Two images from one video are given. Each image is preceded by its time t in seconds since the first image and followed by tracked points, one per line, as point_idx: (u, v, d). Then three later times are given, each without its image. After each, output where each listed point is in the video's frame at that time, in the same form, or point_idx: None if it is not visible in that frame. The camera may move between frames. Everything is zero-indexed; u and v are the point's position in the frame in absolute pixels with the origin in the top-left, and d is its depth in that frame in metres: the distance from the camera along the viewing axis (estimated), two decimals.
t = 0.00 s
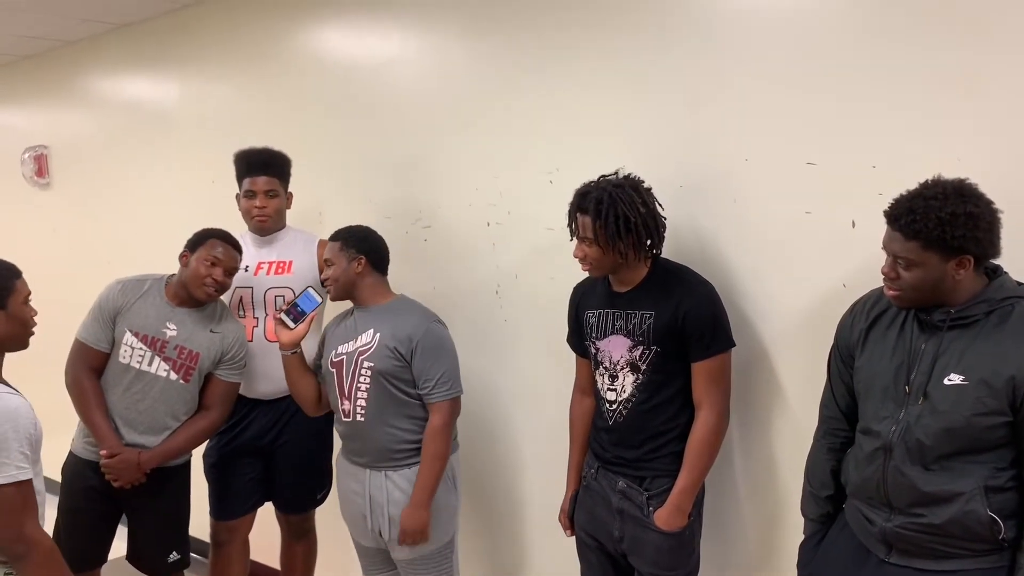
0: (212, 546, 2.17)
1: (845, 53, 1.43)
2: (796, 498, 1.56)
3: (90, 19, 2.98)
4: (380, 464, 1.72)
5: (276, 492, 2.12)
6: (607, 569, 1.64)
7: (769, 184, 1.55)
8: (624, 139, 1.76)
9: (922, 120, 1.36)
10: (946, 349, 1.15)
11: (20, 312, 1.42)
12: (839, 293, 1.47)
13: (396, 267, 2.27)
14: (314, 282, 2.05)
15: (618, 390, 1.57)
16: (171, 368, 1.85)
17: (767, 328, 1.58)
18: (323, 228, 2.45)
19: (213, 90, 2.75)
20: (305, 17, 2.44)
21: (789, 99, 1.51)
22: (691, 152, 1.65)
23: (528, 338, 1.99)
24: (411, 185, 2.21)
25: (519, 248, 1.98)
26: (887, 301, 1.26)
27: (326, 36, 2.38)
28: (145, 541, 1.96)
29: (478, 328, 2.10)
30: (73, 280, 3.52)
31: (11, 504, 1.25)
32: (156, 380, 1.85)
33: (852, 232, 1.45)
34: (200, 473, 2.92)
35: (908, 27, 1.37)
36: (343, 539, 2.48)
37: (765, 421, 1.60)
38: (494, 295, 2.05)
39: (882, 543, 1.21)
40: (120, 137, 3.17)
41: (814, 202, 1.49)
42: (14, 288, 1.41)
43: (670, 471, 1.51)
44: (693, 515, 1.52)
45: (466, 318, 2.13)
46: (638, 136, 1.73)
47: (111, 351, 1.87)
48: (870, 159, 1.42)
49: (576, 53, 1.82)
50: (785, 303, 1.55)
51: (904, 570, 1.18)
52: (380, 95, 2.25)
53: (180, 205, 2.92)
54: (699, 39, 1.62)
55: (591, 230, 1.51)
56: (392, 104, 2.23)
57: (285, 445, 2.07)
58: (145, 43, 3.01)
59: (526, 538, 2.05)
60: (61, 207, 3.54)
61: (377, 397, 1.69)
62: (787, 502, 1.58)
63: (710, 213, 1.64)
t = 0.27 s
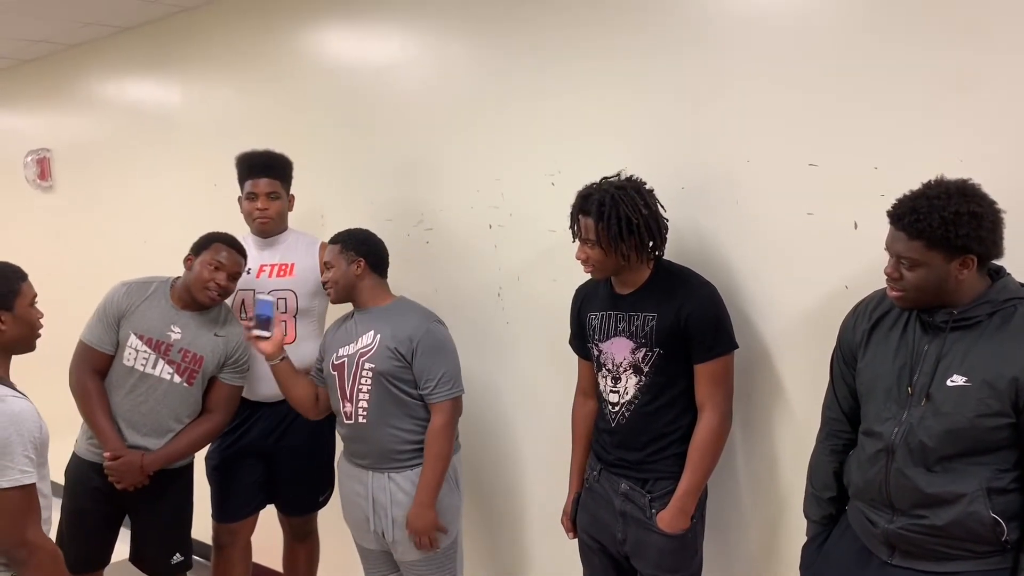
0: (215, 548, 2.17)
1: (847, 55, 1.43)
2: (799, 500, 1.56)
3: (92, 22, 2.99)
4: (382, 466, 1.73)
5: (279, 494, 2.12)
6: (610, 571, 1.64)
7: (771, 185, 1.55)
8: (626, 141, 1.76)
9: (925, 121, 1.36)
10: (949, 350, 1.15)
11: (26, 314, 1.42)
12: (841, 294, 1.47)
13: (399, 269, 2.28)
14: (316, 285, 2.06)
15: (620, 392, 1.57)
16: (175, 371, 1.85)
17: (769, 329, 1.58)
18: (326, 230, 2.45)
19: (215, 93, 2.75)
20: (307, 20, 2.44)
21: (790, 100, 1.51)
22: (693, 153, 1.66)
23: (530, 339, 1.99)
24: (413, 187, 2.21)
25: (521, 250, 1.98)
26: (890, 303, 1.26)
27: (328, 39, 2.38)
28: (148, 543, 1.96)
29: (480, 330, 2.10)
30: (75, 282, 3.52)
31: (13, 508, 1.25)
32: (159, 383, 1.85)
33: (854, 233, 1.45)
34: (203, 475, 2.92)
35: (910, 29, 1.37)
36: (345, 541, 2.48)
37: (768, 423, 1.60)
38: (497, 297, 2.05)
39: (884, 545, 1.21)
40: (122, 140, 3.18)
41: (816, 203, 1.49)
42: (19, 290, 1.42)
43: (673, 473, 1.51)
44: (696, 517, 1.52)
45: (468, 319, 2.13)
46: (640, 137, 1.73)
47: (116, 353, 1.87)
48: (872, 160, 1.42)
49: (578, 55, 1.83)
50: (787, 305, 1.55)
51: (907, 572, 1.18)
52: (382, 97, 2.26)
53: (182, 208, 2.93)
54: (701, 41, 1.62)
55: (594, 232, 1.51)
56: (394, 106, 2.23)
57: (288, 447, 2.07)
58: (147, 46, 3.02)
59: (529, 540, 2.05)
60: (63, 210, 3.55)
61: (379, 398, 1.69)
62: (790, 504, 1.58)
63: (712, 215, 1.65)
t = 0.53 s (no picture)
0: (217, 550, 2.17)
1: (849, 57, 1.44)
2: (801, 501, 1.56)
3: (95, 25, 3.00)
4: (385, 467, 1.73)
5: (280, 496, 2.12)
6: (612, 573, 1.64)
7: (773, 187, 1.55)
8: (628, 143, 1.76)
9: (927, 123, 1.36)
10: (951, 351, 1.15)
11: (35, 316, 1.42)
12: (843, 296, 1.47)
13: (400, 271, 2.28)
14: (318, 287, 2.06)
15: (622, 394, 1.57)
16: (179, 374, 1.85)
17: (771, 331, 1.58)
18: (327, 232, 2.45)
19: (218, 95, 2.76)
20: (310, 22, 2.45)
21: (792, 102, 1.51)
22: (695, 155, 1.66)
23: (532, 341, 1.99)
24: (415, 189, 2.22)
25: (523, 251, 1.98)
26: (891, 304, 1.26)
27: (330, 41, 2.39)
28: (150, 545, 1.96)
29: (482, 332, 2.10)
30: (78, 284, 3.53)
31: (15, 513, 1.25)
32: (163, 385, 1.85)
33: (856, 235, 1.45)
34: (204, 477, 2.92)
35: (912, 31, 1.37)
36: (347, 543, 2.48)
37: (770, 425, 1.59)
38: (499, 299, 2.05)
39: (887, 547, 1.21)
40: (125, 142, 3.18)
41: (818, 205, 1.49)
42: (28, 292, 1.42)
43: (676, 475, 1.51)
44: (698, 518, 1.52)
45: (470, 321, 2.13)
46: (641, 139, 1.74)
47: (120, 355, 1.87)
48: (874, 161, 1.42)
49: (580, 57, 1.83)
50: (789, 306, 1.55)
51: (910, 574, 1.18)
52: (384, 100, 2.26)
53: (185, 210, 2.93)
54: (704, 43, 1.62)
55: (595, 233, 1.51)
56: (396, 109, 2.23)
57: (290, 449, 2.07)
58: (150, 48, 3.02)
59: (530, 542, 2.05)
60: (66, 212, 3.55)
61: (381, 399, 1.69)
62: (793, 506, 1.58)
63: (713, 217, 1.65)
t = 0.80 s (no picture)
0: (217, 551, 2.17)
1: (849, 58, 1.44)
2: (802, 502, 1.56)
3: (96, 27, 3.00)
4: (386, 467, 1.73)
5: (280, 498, 2.12)
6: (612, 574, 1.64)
7: (774, 188, 1.55)
8: (628, 144, 1.76)
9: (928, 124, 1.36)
10: (952, 352, 1.14)
11: (42, 320, 1.42)
12: (844, 297, 1.47)
13: (401, 272, 2.28)
14: (319, 288, 2.06)
15: (623, 395, 1.56)
16: (179, 376, 1.85)
17: (771, 332, 1.57)
18: (328, 234, 2.46)
19: (219, 97, 2.76)
20: (310, 24, 2.45)
21: (793, 103, 1.51)
22: (695, 157, 1.66)
23: (533, 343, 1.99)
24: (415, 190, 2.22)
25: (523, 253, 1.98)
26: (892, 305, 1.26)
27: (331, 43, 2.39)
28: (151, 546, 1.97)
29: (482, 334, 2.10)
30: (79, 286, 3.53)
31: (18, 521, 1.25)
32: (163, 387, 1.86)
33: (856, 236, 1.45)
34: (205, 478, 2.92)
35: (913, 33, 1.37)
36: (348, 544, 2.48)
37: (771, 427, 1.59)
38: (499, 300, 2.05)
39: (887, 548, 1.21)
40: (126, 144, 3.18)
41: (818, 206, 1.49)
42: (36, 296, 1.42)
43: (676, 477, 1.51)
44: (699, 520, 1.52)
45: (470, 322, 2.13)
46: (641, 141, 1.74)
47: (120, 357, 1.87)
48: (874, 163, 1.42)
49: (581, 59, 1.83)
50: (789, 308, 1.55)
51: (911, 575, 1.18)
52: (384, 101, 2.26)
53: (186, 212, 2.94)
54: (704, 44, 1.62)
55: (595, 235, 1.51)
56: (397, 110, 2.24)
57: (291, 450, 2.07)
58: (151, 50, 3.03)
59: (531, 543, 2.04)
60: (68, 214, 3.56)
61: (382, 400, 1.69)
62: (794, 508, 1.57)
63: (713, 218, 1.65)
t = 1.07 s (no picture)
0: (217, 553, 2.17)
1: (849, 60, 1.44)
2: (802, 503, 1.56)
3: (97, 29, 3.00)
4: (386, 468, 1.72)
5: (280, 499, 2.12)
6: None
7: (773, 190, 1.55)
8: (628, 146, 1.76)
9: (928, 125, 1.36)
10: (952, 353, 1.15)
11: (55, 322, 1.42)
12: (843, 298, 1.47)
13: (401, 274, 2.28)
14: (318, 290, 2.06)
15: (623, 397, 1.56)
16: (176, 377, 1.85)
17: (771, 333, 1.57)
18: (328, 236, 2.46)
19: (219, 99, 2.77)
20: (311, 26, 2.45)
21: (792, 105, 1.51)
22: (694, 158, 1.66)
23: (532, 344, 1.99)
24: (415, 192, 2.22)
25: (523, 254, 1.98)
26: (892, 307, 1.26)
27: (331, 45, 2.39)
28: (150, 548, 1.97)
29: (482, 335, 2.10)
30: (80, 288, 3.54)
31: (29, 526, 1.26)
32: (160, 389, 1.86)
33: (856, 237, 1.45)
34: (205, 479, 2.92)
35: (912, 34, 1.37)
36: (348, 546, 2.48)
37: (771, 428, 1.59)
38: (499, 301, 2.05)
39: (887, 550, 1.21)
40: (127, 146, 3.19)
41: (818, 207, 1.49)
42: (48, 298, 1.42)
43: (676, 479, 1.51)
44: (699, 521, 1.52)
45: (470, 324, 2.13)
46: (641, 142, 1.74)
47: (117, 359, 1.87)
48: (873, 164, 1.42)
49: (581, 60, 1.83)
50: (789, 309, 1.55)
51: None
52: (385, 103, 2.27)
53: (186, 214, 2.94)
54: (704, 45, 1.62)
55: (594, 236, 1.51)
56: (397, 112, 2.24)
57: (291, 451, 2.07)
58: (151, 52, 3.03)
59: (532, 544, 2.04)
60: (68, 216, 3.56)
61: (383, 401, 1.69)
62: (794, 509, 1.57)
63: (713, 220, 1.65)
